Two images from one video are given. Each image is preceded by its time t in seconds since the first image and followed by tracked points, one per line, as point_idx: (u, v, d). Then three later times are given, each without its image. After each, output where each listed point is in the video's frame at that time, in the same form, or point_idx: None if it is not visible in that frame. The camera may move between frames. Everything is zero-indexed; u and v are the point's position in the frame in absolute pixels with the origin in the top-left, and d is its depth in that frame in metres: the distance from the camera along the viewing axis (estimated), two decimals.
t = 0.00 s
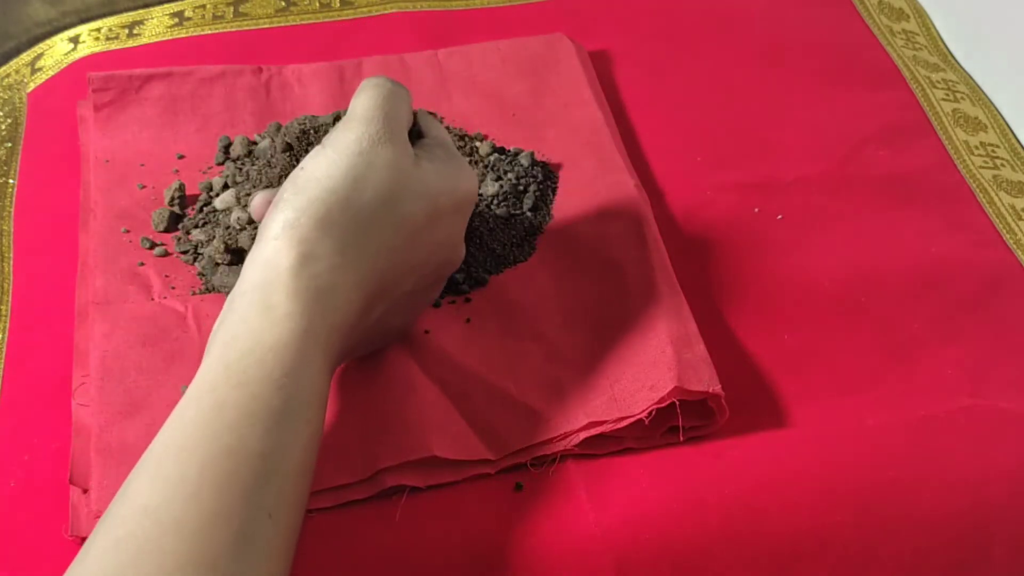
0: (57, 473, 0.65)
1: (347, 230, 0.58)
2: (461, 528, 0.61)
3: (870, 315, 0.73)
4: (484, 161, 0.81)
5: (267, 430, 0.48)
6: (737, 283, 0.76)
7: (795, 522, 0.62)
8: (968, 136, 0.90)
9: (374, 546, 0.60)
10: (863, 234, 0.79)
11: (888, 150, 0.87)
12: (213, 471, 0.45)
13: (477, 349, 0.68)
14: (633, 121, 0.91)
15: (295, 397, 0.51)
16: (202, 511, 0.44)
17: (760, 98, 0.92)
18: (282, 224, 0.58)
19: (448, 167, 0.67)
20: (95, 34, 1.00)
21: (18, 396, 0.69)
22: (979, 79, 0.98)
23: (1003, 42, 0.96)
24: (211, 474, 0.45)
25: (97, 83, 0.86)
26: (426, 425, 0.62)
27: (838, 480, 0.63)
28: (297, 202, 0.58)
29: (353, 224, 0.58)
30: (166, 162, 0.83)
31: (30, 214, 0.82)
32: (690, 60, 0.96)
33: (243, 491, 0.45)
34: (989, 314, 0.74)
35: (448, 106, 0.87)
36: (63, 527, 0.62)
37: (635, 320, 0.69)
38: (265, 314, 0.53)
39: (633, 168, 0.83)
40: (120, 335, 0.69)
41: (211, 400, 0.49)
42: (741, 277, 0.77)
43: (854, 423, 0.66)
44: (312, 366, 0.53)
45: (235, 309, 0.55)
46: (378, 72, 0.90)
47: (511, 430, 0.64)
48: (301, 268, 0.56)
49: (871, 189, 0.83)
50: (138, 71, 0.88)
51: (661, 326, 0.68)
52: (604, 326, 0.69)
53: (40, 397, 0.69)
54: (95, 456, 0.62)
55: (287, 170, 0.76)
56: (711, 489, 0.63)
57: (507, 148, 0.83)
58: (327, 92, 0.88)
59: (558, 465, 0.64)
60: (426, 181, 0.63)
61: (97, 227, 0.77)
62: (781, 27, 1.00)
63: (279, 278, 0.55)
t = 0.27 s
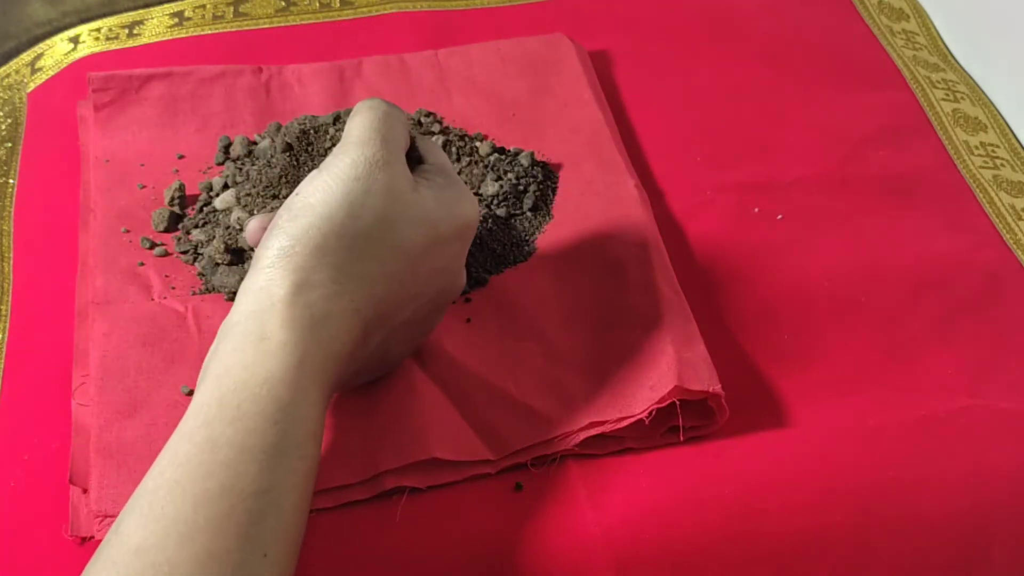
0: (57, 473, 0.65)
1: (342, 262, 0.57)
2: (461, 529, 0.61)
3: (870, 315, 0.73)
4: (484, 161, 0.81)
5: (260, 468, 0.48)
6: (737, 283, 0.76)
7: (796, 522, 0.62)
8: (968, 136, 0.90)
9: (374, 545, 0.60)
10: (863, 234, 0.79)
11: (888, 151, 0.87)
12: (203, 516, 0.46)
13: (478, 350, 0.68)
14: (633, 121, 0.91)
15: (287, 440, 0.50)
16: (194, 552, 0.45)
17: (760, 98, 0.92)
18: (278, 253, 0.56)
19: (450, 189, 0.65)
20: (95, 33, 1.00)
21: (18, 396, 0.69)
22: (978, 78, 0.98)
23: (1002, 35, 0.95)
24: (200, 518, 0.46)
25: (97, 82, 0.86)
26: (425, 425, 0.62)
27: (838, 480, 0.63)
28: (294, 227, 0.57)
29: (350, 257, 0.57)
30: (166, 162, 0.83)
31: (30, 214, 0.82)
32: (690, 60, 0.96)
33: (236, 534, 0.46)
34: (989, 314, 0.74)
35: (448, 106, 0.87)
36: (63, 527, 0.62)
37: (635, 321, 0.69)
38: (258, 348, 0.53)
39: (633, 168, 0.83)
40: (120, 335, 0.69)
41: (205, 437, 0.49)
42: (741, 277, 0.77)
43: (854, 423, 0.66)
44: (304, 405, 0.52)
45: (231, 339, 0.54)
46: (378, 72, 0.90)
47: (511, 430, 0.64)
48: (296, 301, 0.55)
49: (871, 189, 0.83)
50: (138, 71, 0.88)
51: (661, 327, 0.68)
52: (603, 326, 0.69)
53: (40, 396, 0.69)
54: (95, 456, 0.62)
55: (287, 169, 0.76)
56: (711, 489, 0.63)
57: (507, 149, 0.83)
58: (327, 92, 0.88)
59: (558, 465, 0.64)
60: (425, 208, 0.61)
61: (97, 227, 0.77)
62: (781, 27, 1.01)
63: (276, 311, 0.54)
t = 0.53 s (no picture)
0: (57, 473, 0.65)
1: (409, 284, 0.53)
2: (461, 529, 0.61)
3: (870, 315, 0.73)
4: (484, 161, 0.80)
5: (278, 488, 0.41)
6: (737, 283, 0.76)
7: (796, 522, 0.62)
8: (968, 136, 0.90)
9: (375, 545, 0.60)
10: (863, 234, 0.79)
11: (887, 151, 0.87)
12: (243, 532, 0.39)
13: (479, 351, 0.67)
14: (633, 121, 0.91)
15: (331, 471, 0.44)
16: None
17: (760, 98, 0.92)
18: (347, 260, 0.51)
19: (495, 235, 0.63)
20: (95, 34, 1.00)
21: (18, 396, 0.69)
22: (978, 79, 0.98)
23: (1002, 34, 0.95)
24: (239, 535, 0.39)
25: (97, 82, 0.86)
26: (426, 427, 0.62)
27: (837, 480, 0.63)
28: (364, 239, 0.53)
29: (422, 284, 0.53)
30: (166, 162, 0.83)
31: (30, 214, 0.82)
32: (690, 60, 0.96)
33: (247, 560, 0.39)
34: (989, 314, 0.74)
35: (448, 106, 0.87)
36: (63, 527, 0.62)
37: (634, 320, 0.69)
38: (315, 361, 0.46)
39: (633, 167, 0.83)
40: (120, 335, 0.69)
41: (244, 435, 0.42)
42: (741, 276, 0.77)
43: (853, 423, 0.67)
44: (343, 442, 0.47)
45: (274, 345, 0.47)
46: (378, 72, 0.90)
47: (510, 430, 0.63)
48: (353, 317, 0.49)
49: (870, 189, 0.83)
50: (138, 71, 0.88)
51: (660, 327, 0.68)
52: (603, 326, 0.69)
53: (39, 396, 0.69)
54: (95, 456, 0.62)
55: (287, 169, 0.78)
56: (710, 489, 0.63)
57: (508, 148, 0.83)
58: (327, 92, 0.88)
59: (558, 465, 0.65)
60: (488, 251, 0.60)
61: (97, 227, 0.77)
62: (781, 27, 1.01)
63: (332, 323, 0.48)
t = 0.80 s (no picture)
0: (57, 473, 0.65)
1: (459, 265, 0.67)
2: (461, 529, 0.61)
3: (870, 315, 0.73)
4: (484, 161, 0.80)
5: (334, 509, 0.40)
6: (736, 283, 0.76)
7: (796, 522, 0.62)
8: (968, 136, 0.90)
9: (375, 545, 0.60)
10: (863, 235, 0.79)
11: (887, 150, 0.87)
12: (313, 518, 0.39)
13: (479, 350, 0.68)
14: (632, 121, 0.91)
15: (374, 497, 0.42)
16: None
17: (760, 98, 0.92)
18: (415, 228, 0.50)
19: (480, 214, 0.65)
20: (95, 34, 1.00)
21: (18, 395, 0.69)
22: (979, 78, 0.98)
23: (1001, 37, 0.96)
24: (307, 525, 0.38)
25: (97, 82, 0.86)
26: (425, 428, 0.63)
27: (836, 479, 0.63)
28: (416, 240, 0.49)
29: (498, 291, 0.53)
30: (166, 162, 0.83)
31: (30, 214, 0.82)
32: (690, 60, 0.96)
33: None
34: (989, 314, 0.74)
35: (448, 106, 0.87)
36: (62, 526, 0.62)
37: (634, 318, 0.69)
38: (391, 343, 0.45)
39: (633, 168, 0.83)
40: (120, 335, 0.69)
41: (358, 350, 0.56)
42: (741, 276, 0.77)
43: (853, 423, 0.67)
44: (348, 422, 0.48)
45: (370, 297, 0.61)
46: (378, 72, 0.90)
47: (511, 430, 0.64)
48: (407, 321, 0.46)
49: (870, 189, 0.83)
50: (139, 71, 0.88)
51: (661, 325, 0.68)
52: (603, 325, 0.69)
53: (39, 396, 0.69)
54: (95, 456, 0.62)
55: (287, 169, 0.78)
56: (710, 489, 0.63)
57: (507, 148, 0.82)
58: (327, 92, 0.88)
59: (558, 465, 0.64)
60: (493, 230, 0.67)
61: (97, 227, 0.77)
62: (781, 27, 1.01)
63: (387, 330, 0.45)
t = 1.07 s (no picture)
0: (56, 473, 0.65)
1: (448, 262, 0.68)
2: (461, 529, 0.61)
3: (870, 316, 0.73)
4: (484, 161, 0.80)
5: (304, 397, 0.51)
6: (736, 283, 0.76)
7: (796, 522, 0.62)
8: (968, 136, 0.90)
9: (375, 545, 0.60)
10: (863, 235, 0.79)
11: (887, 151, 0.87)
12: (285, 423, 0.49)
13: (479, 349, 0.67)
14: (633, 121, 0.91)
15: (355, 374, 0.56)
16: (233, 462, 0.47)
17: (760, 98, 0.92)
18: (355, 158, 0.63)
19: (465, 208, 0.65)
20: (95, 34, 1.00)
21: (17, 395, 0.69)
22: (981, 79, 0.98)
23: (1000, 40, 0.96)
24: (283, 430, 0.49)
25: (97, 82, 0.86)
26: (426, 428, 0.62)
27: (836, 480, 0.63)
28: (349, 164, 0.62)
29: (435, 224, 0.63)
30: (166, 162, 0.83)
31: (30, 214, 0.82)
32: (690, 60, 0.96)
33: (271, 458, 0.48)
34: (989, 314, 0.74)
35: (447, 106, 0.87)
36: (62, 526, 0.62)
37: (635, 319, 0.69)
38: (353, 251, 0.59)
39: (633, 169, 0.83)
40: (120, 335, 0.69)
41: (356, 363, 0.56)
42: (741, 275, 0.77)
43: (853, 423, 0.67)
44: (306, 330, 0.54)
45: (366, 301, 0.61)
46: (378, 72, 0.90)
47: (511, 430, 0.64)
48: (353, 229, 0.60)
49: (870, 189, 0.83)
50: (139, 71, 0.88)
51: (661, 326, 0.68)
52: (603, 325, 0.69)
53: (39, 396, 0.69)
54: (95, 456, 0.62)
55: (287, 169, 0.77)
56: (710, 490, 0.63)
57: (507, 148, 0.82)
58: (327, 91, 0.88)
59: (558, 465, 0.65)
60: (479, 225, 0.68)
61: (97, 227, 0.77)
62: (781, 27, 1.00)
63: (336, 238, 0.59)
